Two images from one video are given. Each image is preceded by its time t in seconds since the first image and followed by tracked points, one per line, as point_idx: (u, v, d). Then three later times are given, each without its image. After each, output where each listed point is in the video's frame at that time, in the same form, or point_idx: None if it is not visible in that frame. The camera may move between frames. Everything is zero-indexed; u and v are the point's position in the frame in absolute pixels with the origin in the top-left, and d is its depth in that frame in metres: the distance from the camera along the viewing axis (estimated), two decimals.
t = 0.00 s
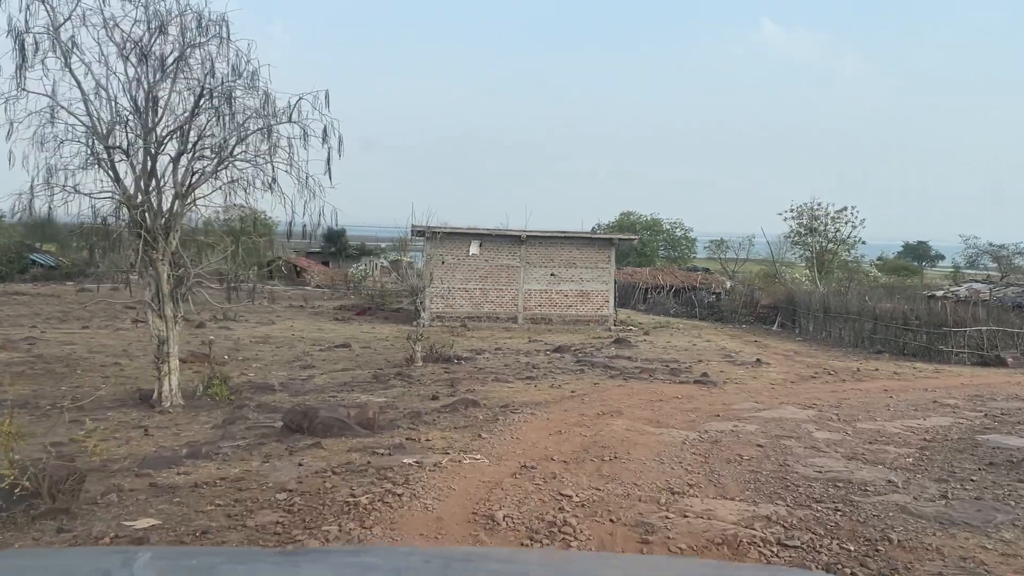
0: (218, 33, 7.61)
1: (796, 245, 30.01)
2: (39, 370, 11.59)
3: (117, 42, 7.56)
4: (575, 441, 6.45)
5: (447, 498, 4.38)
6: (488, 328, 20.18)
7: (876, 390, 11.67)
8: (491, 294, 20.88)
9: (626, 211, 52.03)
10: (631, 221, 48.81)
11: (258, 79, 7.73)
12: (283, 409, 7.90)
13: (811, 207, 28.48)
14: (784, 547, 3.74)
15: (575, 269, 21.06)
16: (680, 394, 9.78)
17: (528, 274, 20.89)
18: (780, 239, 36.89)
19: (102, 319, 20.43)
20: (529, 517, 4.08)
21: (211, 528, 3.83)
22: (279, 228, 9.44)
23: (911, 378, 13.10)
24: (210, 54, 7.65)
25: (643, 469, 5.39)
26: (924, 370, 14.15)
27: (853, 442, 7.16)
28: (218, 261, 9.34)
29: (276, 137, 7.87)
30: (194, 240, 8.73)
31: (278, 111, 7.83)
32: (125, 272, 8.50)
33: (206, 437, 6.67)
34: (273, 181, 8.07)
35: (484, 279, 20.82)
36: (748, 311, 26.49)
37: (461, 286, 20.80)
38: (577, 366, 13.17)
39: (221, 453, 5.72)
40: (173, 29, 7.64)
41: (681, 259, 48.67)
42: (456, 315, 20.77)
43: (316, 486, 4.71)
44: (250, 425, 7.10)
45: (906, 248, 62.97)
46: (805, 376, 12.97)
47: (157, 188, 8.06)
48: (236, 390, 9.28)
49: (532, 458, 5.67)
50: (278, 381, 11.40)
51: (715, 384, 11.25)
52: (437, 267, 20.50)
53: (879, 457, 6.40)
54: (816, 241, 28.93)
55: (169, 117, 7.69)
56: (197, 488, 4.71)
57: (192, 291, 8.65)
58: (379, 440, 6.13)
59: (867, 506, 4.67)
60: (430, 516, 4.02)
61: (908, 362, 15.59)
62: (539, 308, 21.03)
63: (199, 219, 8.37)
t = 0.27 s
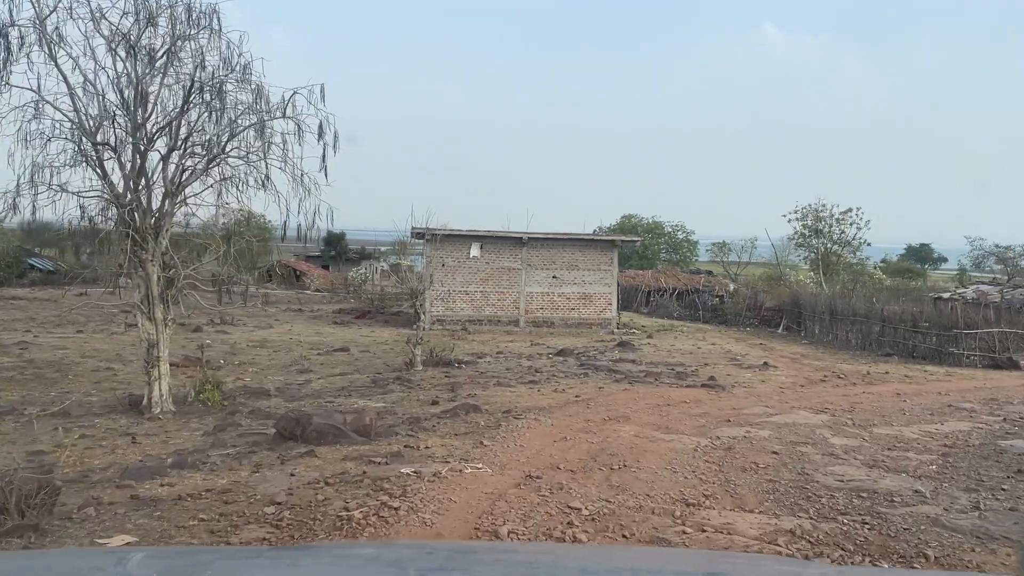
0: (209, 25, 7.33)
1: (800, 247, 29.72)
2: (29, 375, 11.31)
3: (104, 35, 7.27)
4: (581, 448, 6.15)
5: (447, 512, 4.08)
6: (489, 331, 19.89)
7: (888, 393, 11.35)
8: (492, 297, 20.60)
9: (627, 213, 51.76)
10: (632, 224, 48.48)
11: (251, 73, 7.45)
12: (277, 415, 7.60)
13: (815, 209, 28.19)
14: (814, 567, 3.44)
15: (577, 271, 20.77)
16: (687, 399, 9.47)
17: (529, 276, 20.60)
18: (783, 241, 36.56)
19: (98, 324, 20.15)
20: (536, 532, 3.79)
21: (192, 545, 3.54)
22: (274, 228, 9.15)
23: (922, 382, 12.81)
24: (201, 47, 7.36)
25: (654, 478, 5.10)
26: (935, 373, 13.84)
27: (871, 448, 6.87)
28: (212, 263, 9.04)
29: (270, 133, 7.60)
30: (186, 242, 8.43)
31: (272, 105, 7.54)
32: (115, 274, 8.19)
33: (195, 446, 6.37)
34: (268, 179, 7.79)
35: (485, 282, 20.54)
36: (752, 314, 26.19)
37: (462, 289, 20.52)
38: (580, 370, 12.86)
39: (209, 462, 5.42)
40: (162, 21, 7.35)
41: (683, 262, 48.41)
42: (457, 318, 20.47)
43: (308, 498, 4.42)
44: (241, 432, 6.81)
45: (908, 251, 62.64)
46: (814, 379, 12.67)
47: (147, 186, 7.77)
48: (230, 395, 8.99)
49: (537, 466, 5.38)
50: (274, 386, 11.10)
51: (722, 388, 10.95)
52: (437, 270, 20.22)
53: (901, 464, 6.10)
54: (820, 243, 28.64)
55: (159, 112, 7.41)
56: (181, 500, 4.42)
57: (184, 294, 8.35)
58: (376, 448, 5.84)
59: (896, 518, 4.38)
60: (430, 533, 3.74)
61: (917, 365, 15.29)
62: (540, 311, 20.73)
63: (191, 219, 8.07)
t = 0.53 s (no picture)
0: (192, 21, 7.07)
1: (803, 251, 29.43)
2: (16, 384, 11.02)
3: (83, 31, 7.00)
4: (581, 461, 5.86)
5: (437, 534, 3.78)
6: (489, 337, 19.59)
7: (897, 400, 11.04)
8: (492, 302, 20.31)
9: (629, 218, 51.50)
10: (633, 228, 48.17)
11: (237, 70, 7.20)
12: (265, 426, 7.30)
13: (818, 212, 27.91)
14: None
15: (578, 276, 20.48)
16: (692, 407, 9.17)
17: (529, 281, 20.32)
18: (786, 245, 36.25)
19: (92, 331, 19.88)
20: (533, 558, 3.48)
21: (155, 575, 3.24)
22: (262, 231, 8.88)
23: (932, 388, 12.50)
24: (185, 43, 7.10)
25: (660, 494, 4.80)
26: (945, 379, 13.53)
27: (885, 459, 6.57)
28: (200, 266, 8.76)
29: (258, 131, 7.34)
30: (172, 246, 8.15)
31: (259, 103, 7.29)
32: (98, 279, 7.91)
33: (177, 459, 6.08)
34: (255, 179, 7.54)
35: (484, 287, 20.25)
36: (756, 318, 25.89)
37: (461, 294, 20.23)
38: (581, 376, 12.56)
39: (188, 478, 5.13)
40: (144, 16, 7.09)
41: (684, 267, 48.15)
42: (456, 324, 20.18)
43: (288, 519, 4.12)
44: (227, 445, 6.51)
45: (911, 255, 62.30)
46: (821, 386, 12.37)
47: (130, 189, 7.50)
48: (218, 405, 8.70)
49: (535, 481, 5.09)
50: (267, 395, 10.80)
51: (728, 395, 10.65)
52: (436, 275, 19.94)
53: (919, 477, 5.80)
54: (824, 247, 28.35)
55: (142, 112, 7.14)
56: (152, 522, 4.12)
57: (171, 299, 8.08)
58: (366, 462, 5.54)
59: (920, 539, 4.08)
60: (415, 557, 3.41)
61: (926, 371, 14.98)
62: (541, 317, 20.43)
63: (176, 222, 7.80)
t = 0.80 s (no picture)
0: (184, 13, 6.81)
1: (808, 255, 29.16)
2: (7, 391, 10.76)
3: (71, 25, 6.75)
4: (590, 471, 5.59)
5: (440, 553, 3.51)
6: (491, 342, 19.32)
7: (910, 405, 10.76)
8: (495, 306, 20.05)
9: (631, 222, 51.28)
10: (636, 232, 47.89)
11: (230, 64, 6.95)
12: (260, 434, 7.03)
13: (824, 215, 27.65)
14: None
15: (581, 280, 20.21)
16: (701, 413, 8.90)
17: (532, 285, 20.06)
18: (790, 248, 35.95)
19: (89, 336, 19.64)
20: None
21: None
22: (258, 233, 8.62)
23: (945, 392, 12.22)
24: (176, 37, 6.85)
25: (675, 507, 4.53)
26: (957, 383, 13.24)
27: (906, 467, 6.30)
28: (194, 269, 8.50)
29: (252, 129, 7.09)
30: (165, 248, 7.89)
31: (253, 99, 7.03)
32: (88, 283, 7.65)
33: (167, 470, 5.81)
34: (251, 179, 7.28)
35: (486, 291, 19.99)
36: (761, 322, 25.61)
37: (463, 298, 19.97)
38: (586, 381, 12.30)
39: (176, 490, 4.86)
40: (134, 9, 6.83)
41: (687, 271, 47.90)
42: (458, 328, 19.92)
43: (280, 536, 3.85)
44: (219, 454, 6.24)
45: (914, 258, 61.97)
46: (832, 390, 12.10)
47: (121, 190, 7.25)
48: (213, 412, 8.43)
49: (542, 492, 4.83)
50: (264, 401, 10.53)
51: (737, 400, 10.38)
52: (437, 279, 19.69)
53: (944, 487, 5.54)
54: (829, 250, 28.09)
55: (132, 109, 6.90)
56: (135, 539, 3.85)
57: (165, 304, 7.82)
58: (364, 473, 5.27)
59: (956, 556, 3.81)
60: None
61: (937, 375, 14.70)
62: (544, 321, 20.16)
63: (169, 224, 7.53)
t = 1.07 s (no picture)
0: None
1: (815, 257, 28.83)
2: None
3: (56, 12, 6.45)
4: (603, 480, 5.27)
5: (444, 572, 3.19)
6: (494, 346, 19.00)
7: (928, 409, 10.43)
8: (498, 310, 19.73)
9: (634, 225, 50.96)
10: (639, 236, 47.55)
11: (224, 54, 6.66)
12: (255, 441, 6.71)
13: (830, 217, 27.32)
14: None
15: (585, 282, 19.89)
16: (714, 418, 8.57)
17: (535, 288, 19.75)
18: (795, 251, 35.60)
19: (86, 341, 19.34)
20: None
21: None
22: (253, 232, 8.33)
23: (962, 396, 11.88)
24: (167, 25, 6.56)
25: (697, 520, 4.21)
26: (973, 386, 12.90)
27: (935, 474, 5.98)
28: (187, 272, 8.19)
29: (246, 121, 6.82)
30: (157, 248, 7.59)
31: (248, 91, 6.75)
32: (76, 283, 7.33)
33: (155, 479, 5.49)
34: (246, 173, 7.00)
35: (489, 294, 19.68)
36: (767, 325, 25.27)
37: (465, 301, 19.66)
38: (592, 386, 11.97)
39: (162, 502, 4.54)
40: None
41: (690, 274, 47.59)
42: (461, 332, 19.60)
43: (270, 554, 3.53)
44: (211, 462, 5.92)
45: (919, 262, 61.53)
46: (845, 394, 11.77)
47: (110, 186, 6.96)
48: (207, 418, 8.12)
49: (554, 503, 4.51)
50: (261, 407, 10.23)
51: (749, 404, 10.05)
52: (439, 282, 19.41)
53: (979, 496, 5.21)
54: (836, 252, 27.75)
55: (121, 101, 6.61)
56: (112, 556, 3.54)
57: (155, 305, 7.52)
58: (362, 483, 4.94)
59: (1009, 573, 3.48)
60: None
61: (951, 378, 14.37)
62: (548, 324, 19.84)
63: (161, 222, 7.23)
